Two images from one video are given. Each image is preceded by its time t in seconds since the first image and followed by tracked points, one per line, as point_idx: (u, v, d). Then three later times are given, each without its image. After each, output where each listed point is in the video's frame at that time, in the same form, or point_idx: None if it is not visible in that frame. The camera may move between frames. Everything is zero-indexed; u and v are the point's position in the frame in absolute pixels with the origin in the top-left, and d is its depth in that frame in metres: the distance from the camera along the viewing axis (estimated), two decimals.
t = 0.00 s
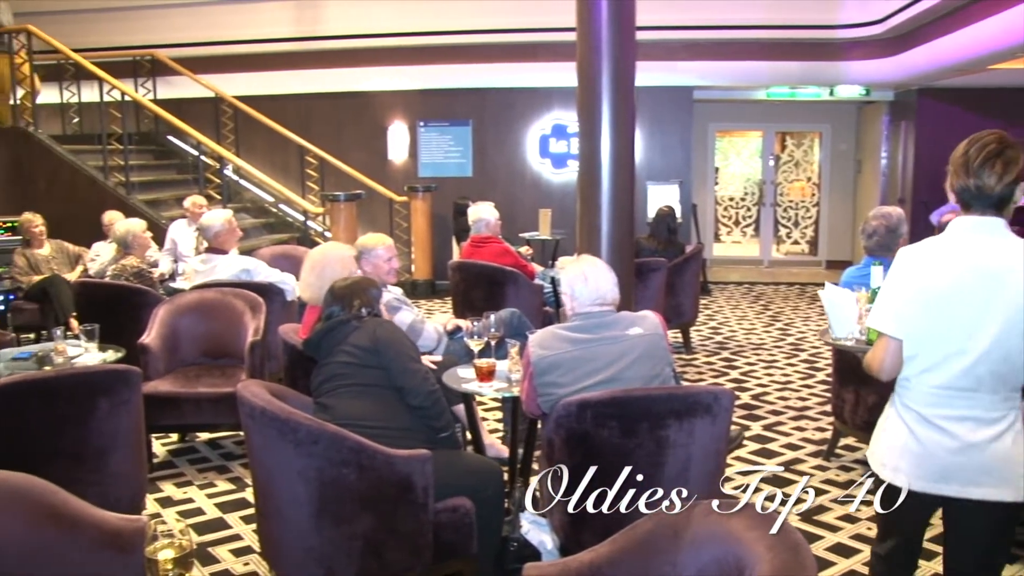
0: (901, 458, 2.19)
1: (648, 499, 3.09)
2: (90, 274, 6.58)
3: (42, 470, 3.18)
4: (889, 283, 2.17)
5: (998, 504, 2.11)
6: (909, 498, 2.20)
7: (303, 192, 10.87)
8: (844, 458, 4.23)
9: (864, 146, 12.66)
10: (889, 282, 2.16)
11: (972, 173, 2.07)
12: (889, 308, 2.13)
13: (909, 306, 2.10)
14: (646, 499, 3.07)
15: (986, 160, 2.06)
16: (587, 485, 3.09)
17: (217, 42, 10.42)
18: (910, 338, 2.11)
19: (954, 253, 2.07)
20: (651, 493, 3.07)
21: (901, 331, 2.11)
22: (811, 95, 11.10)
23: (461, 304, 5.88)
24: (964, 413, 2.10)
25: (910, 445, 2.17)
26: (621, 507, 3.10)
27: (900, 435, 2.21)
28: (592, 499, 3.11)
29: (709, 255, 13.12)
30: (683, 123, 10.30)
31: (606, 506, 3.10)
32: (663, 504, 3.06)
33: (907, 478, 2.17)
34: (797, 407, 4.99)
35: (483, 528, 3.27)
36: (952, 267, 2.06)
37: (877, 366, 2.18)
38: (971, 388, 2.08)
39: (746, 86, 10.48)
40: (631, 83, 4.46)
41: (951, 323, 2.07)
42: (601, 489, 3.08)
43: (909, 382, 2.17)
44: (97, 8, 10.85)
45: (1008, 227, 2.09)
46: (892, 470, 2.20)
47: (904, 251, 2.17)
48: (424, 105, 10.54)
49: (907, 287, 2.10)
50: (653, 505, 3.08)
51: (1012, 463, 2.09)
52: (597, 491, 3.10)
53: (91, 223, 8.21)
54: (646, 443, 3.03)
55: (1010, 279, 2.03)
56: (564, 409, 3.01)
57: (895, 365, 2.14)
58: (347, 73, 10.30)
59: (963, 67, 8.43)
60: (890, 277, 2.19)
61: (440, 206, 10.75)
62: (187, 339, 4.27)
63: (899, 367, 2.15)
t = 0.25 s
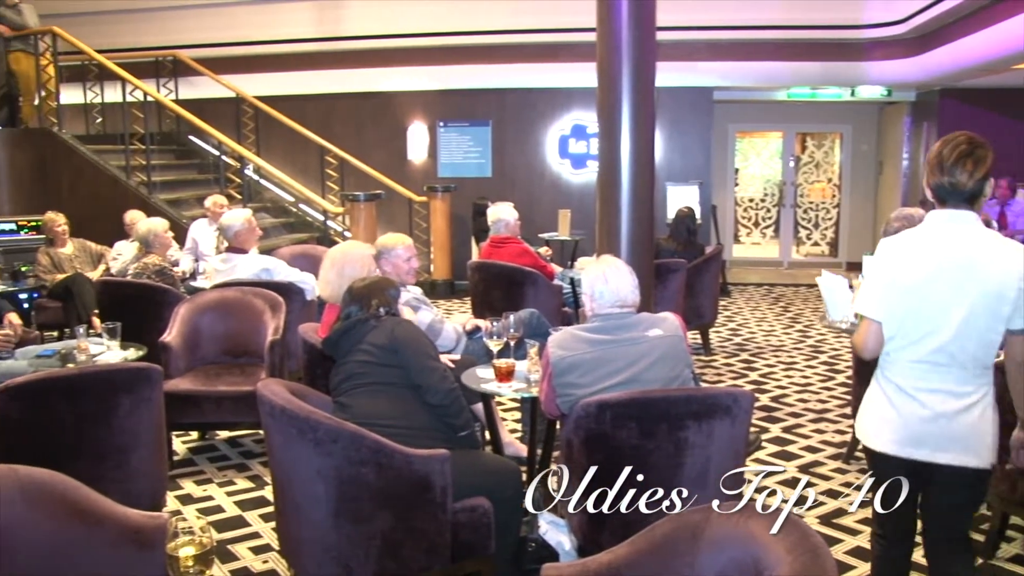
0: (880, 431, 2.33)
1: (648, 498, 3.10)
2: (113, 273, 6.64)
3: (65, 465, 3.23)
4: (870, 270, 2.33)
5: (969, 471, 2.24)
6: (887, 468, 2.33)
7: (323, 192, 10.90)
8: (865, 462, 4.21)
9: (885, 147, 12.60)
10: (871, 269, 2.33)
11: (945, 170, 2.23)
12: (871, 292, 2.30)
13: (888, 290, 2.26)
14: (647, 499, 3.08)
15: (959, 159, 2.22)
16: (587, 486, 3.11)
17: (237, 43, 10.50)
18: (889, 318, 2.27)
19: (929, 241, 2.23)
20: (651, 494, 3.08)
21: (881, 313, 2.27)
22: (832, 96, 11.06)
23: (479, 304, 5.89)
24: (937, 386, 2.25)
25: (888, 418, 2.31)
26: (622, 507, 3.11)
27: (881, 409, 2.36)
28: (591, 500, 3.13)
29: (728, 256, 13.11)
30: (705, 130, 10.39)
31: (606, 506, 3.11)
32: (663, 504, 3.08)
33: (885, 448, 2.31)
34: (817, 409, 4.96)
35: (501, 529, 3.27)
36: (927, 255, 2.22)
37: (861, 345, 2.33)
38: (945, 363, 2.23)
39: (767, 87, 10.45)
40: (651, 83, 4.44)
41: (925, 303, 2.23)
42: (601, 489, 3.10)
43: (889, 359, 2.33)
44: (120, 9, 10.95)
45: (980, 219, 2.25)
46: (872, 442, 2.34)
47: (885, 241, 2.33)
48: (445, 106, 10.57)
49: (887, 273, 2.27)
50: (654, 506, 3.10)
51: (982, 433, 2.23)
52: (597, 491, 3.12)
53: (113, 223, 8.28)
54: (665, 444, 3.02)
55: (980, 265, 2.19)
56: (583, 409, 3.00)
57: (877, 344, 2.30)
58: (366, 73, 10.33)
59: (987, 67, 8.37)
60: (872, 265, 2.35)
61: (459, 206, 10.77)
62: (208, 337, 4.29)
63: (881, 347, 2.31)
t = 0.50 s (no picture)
0: (879, 413, 2.49)
1: (648, 498, 3.10)
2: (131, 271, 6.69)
3: (85, 462, 3.26)
4: (868, 260, 2.52)
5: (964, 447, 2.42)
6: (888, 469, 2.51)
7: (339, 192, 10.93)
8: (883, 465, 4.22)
9: (903, 147, 12.51)
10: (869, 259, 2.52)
11: (941, 169, 2.41)
12: (867, 281, 2.48)
13: (884, 278, 2.45)
14: (647, 500, 3.09)
15: (953, 158, 2.41)
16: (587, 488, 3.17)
17: (256, 43, 10.59)
18: (884, 306, 2.46)
19: (924, 233, 2.41)
20: (651, 495, 3.09)
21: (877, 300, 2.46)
22: (850, 96, 11.01)
23: (495, 304, 5.90)
24: (933, 370, 2.42)
25: (888, 400, 2.48)
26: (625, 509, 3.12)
27: (881, 393, 2.53)
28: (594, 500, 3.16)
29: (744, 257, 13.04)
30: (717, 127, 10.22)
31: (606, 506, 3.13)
32: (664, 506, 3.09)
33: (885, 428, 2.48)
34: (833, 411, 4.94)
35: (516, 529, 3.27)
36: (921, 246, 2.40)
37: (858, 330, 2.53)
38: (940, 348, 2.40)
39: (784, 87, 10.42)
40: (668, 84, 4.44)
41: (918, 291, 2.40)
42: (601, 489, 3.13)
43: (887, 345, 2.50)
44: (142, 10, 11.09)
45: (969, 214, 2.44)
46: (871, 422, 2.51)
47: (882, 234, 2.52)
48: (463, 106, 10.53)
49: (882, 262, 2.45)
50: (654, 506, 3.10)
51: (974, 412, 2.41)
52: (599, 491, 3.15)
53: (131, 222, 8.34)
54: (681, 446, 3.01)
55: (971, 256, 2.36)
56: (599, 410, 3.00)
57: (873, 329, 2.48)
58: (381, 74, 10.37)
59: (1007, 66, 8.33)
60: (870, 256, 2.54)
61: (474, 206, 10.76)
62: (224, 336, 4.31)
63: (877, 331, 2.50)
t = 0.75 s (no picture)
0: (895, 404, 2.68)
1: (648, 498, 3.10)
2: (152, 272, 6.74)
3: (106, 460, 3.29)
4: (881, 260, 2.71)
5: (973, 433, 2.63)
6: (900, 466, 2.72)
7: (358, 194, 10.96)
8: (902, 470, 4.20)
9: (924, 150, 12.42)
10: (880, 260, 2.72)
11: (956, 178, 2.61)
12: (881, 280, 2.67)
13: (898, 278, 2.64)
14: (648, 500, 3.10)
15: (966, 168, 2.61)
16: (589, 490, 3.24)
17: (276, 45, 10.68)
18: (899, 303, 2.65)
19: (932, 236, 2.61)
20: (651, 495, 3.09)
21: (889, 297, 2.65)
22: (870, 98, 10.96)
23: (513, 306, 5.91)
24: (942, 363, 2.63)
25: (903, 392, 2.67)
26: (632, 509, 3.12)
27: (895, 385, 2.72)
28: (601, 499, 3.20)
29: (763, 260, 13.00)
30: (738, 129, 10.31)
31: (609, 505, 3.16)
32: (664, 506, 3.09)
33: (901, 418, 2.67)
34: (853, 415, 4.91)
35: (534, 532, 3.27)
36: (930, 248, 2.60)
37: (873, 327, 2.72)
38: (949, 341, 2.61)
39: (804, 89, 10.38)
40: (687, 86, 4.42)
41: (930, 289, 2.60)
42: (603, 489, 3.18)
43: (900, 341, 2.70)
44: (167, 13, 11.23)
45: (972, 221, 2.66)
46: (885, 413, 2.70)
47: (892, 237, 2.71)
48: (479, 108, 10.61)
49: (894, 262, 2.65)
50: (654, 507, 3.10)
51: (981, 400, 2.62)
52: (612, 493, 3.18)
53: (152, 223, 8.41)
54: (699, 449, 3.00)
55: (978, 256, 2.57)
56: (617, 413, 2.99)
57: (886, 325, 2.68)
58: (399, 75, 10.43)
59: None
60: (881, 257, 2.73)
61: (493, 208, 10.77)
62: (244, 337, 4.33)
63: (888, 327, 2.70)
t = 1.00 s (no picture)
0: (910, 382, 2.95)
1: (649, 498, 3.11)
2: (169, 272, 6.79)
3: (124, 459, 3.31)
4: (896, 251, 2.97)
5: (980, 411, 2.90)
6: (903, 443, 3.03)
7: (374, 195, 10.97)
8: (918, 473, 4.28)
9: (943, 151, 12.33)
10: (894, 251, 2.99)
11: (966, 173, 2.87)
12: (897, 269, 2.93)
13: (913, 266, 2.90)
14: (648, 501, 3.11)
15: (975, 164, 2.87)
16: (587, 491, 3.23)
17: (294, 46, 10.78)
18: (913, 290, 2.91)
19: (943, 229, 2.88)
20: (652, 495, 3.10)
21: (904, 285, 2.92)
22: (888, 99, 10.91)
23: (530, 306, 5.91)
24: (952, 346, 2.90)
25: (915, 372, 2.94)
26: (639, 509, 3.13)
27: (907, 366, 2.98)
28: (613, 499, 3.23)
29: (779, 261, 12.94)
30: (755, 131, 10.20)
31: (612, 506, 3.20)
32: (665, 506, 3.09)
33: (914, 396, 2.94)
34: (870, 418, 4.89)
35: (550, 533, 3.28)
36: (942, 240, 2.87)
37: (889, 313, 2.97)
38: (958, 326, 2.89)
39: (822, 90, 10.34)
40: (705, 86, 4.41)
41: (941, 277, 2.87)
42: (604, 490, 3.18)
43: (914, 324, 2.97)
44: (189, 14, 11.38)
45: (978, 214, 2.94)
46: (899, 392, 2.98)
47: (906, 229, 2.97)
48: (496, 109, 10.53)
49: (909, 253, 2.91)
50: (655, 506, 3.11)
51: (987, 380, 2.89)
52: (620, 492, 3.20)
53: (170, 224, 8.46)
54: (715, 451, 3.00)
55: (983, 247, 2.86)
56: (633, 415, 2.99)
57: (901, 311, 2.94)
58: (415, 76, 10.50)
59: None
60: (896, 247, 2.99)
61: (509, 209, 10.75)
62: (260, 337, 4.36)
63: (902, 313, 2.97)
